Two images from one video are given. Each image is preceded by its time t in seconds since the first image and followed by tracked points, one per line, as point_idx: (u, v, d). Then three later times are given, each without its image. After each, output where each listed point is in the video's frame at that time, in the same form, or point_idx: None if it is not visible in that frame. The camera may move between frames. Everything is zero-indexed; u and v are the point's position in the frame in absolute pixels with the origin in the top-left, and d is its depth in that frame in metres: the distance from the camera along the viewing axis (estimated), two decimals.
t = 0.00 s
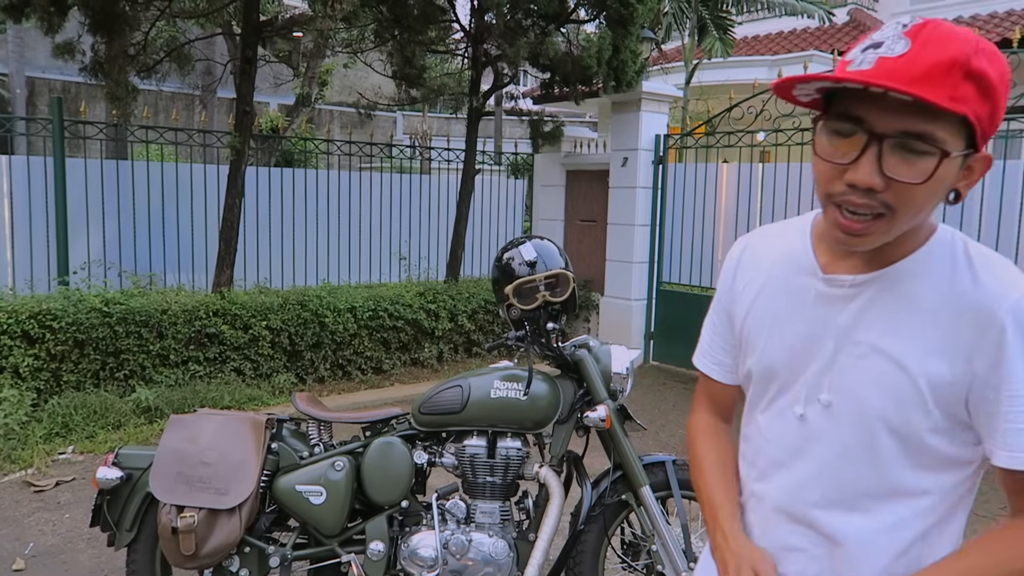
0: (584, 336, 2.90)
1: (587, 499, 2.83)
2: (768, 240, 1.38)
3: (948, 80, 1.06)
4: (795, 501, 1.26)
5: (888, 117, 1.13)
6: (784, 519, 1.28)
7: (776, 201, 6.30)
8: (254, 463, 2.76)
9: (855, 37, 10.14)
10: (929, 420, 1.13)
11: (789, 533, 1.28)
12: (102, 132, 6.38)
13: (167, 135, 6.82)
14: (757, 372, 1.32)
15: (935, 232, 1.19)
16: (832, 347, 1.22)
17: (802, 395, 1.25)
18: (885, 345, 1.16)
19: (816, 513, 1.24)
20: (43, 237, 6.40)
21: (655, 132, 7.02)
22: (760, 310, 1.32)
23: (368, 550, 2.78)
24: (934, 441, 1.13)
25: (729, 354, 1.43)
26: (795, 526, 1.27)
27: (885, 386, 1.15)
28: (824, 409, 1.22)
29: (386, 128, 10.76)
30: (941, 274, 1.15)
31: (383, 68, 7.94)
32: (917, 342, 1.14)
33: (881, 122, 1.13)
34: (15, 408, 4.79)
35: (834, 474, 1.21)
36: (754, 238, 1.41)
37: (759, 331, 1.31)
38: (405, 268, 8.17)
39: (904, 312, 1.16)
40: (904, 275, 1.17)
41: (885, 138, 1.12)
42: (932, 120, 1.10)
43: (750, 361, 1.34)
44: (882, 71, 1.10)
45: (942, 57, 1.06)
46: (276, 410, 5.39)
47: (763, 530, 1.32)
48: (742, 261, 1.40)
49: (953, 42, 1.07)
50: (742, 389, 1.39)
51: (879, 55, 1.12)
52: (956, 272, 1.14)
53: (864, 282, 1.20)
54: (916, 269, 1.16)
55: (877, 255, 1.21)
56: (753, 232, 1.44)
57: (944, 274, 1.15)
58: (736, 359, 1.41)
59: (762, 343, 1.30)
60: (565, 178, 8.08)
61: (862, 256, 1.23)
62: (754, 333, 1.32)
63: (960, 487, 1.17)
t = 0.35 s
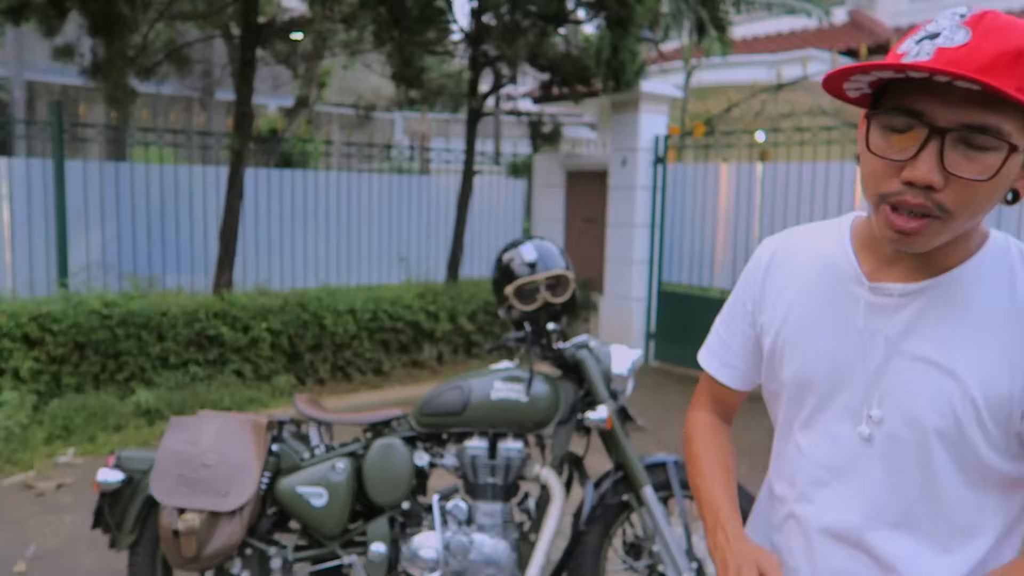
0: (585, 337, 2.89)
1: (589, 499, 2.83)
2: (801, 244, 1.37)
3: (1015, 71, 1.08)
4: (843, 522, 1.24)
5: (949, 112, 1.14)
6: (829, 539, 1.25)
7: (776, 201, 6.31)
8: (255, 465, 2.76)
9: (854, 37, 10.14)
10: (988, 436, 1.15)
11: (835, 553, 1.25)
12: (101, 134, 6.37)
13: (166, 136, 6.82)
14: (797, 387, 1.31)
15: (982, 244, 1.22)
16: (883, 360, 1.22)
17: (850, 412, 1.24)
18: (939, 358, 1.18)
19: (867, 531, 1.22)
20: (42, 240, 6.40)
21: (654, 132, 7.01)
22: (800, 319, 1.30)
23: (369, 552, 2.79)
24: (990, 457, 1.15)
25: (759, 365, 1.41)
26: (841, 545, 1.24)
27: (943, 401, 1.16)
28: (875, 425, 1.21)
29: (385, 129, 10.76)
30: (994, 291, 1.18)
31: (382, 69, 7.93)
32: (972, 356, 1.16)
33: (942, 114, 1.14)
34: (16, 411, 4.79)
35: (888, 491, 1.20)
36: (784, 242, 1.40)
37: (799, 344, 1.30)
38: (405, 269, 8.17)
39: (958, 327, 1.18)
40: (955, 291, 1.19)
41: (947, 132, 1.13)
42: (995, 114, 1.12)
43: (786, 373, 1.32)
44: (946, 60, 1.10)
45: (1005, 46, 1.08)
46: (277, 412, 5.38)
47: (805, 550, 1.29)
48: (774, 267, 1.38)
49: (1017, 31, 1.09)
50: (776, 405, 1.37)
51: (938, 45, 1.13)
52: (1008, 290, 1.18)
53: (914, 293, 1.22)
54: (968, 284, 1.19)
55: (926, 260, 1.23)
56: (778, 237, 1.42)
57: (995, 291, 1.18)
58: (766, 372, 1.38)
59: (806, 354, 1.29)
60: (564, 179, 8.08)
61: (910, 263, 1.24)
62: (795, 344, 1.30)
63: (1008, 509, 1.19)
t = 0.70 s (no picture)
0: (584, 337, 2.90)
1: (588, 499, 2.83)
2: (812, 248, 1.37)
3: None
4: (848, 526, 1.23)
5: (977, 106, 1.13)
6: (832, 543, 1.25)
7: (775, 201, 6.31)
8: (254, 465, 2.76)
9: (852, 37, 10.16)
10: (993, 442, 1.13)
11: (838, 558, 1.24)
12: (100, 134, 6.36)
13: (166, 136, 6.82)
14: (805, 390, 1.30)
15: (995, 247, 1.22)
16: (892, 364, 1.21)
17: (858, 415, 1.24)
18: (949, 362, 1.17)
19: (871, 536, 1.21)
20: (41, 240, 6.39)
21: (653, 133, 7.03)
22: (811, 321, 1.30)
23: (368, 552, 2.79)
24: (998, 464, 1.13)
25: (769, 368, 1.41)
26: (844, 550, 1.23)
27: (949, 405, 1.15)
28: (882, 429, 1.21)
29: (384, 130, 10.76)
30: (1005, 296, 1.17)
31: (381, 69, 7.93)
32: (982, 361, 1.15)
33: (969, 108, 1.13)
34: (14, 412, 4.79)
35: (892, 496, 1.19)
36: (795, 244, 1.41)
37: (810, 346, 1.30)
38: (404, 270, 8.17)
39: (966, 331, 1.17)
40: (966, 295, 1.19)
41: (974, 125, 1.12)
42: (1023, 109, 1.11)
43: (794, 376, 1.32)
44: (979, 49, 1.09)
45: None
46: (276, 412, 5.38)
47: (809, 555, 1.28)
48: (784, 270, 1.39)
49: None
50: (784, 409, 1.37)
51: (968, 35, 1.11)
52: (1019, 294, 1.17)
53: (924, 296, 1.21)
54: (980, 287, 1.19)
55: (941, 263, 1.22)
56: (789, 239, 1.43)
57: (1008, 296, 1.17)
58: (773, 374, 1.38)
59: (814, 357, 1.29)
60: (564, 179, 8.09)
61: (922, 265, 1.24)
62: (803, 346, 1.30)
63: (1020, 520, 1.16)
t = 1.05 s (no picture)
0: (583, 338, 2.90)
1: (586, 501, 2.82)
2: (800, 246, 1.36)
3: None
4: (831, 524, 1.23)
5: (964, 107, 1.13)
6: (815, 542, 1.25)
7: (774, 203, 6.31)
8: (253, 465, 2.76)
9: (851, 39, 10.17)
10: (974, 443, 1.12)
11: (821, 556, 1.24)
12: (99, 134, 6.35)
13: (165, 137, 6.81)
14: (791, 389, 1.30)
15: (983, 246, 1.21)
16: (877, 362, 1.21)
17: (843, 414, 1.23)
18: (933, 363, 1.16)
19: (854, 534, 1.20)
20: (39, 240, 6.39)
21: (652, 134, 7.04)
22: (799, 318, 1.30)
23: (366, 553, 2.78)
24: (980, 464, 1.13)
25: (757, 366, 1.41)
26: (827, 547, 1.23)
27: (932, 405, 1.15)
28: (866, 428, 1.20)
29: (383, 131, 10.77)
30: (991, 295, 1.16)
31: (381, 70, 7.93)
32: (965, 360, 1.14)
33: (957, 108, 1.14)
34: (13, 412, 4.79)
35: (875, 496, 1.19)
36: (783, 240, 1.40)
37: (797, 344, 1.29)
38: (403, 271, 8.17)
39: (951, 331, 1.17)
40: (952, 295, 1.18)
41: (962, 126, 1.13)
42: (1009, 110, 1.12)
43: (780, 374, 1.31)
44: (966, 51, 1.09)
45: (1022, 40, 1.08)
46: (275, 413, 5.38)
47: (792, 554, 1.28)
48: (771, 267, 1.38)
49: None
50: (770, 406, 1.36)
51: (954, 37, 1.12)
52: (1005, 294, 1.16)
53: (909, 296, 1.21)
54: (967, 288, 1.18)
55: (927, 262, 1.22)
56: (777, 235, 1.42)
57: (994, 296, 1.16)
58: (761, 371, 1.38)
59: (801, 356, 1.29)
60: (563, 180, 8.09)
61: (909, 264, 1.24)
62: (789, 344, 1.30)
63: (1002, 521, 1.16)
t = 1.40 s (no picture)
0: (586, 334, 2.90)
1: (589, 496, 2.82)
2: (795, 243, 1.38)
3: (931, 48, 1.09)
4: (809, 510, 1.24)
5: (873, 93, 1.15)
6: (795, 528, 1.26)
7: (778, 199, 6.29)
8: (256, 459, 2.76)
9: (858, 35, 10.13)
10: (947, 433, 1.11)
11: (800, 542, 1.25)
12: (103, 129, 6.35)
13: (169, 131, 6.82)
14: (776, 376, 1.31)
15: (958, 239, 1.18)
16: (853, 350, 1.21)
17: (823, 401, 1.24)
18: (906, 351, 1.15)
19: (829, 522, 1.22)
20: (44, 234, 6.40)
21: (656, 130, 7.02)
22: (782, 309, 1.32)
23: (369, 547, 2.78)
24: (952, 455, 1.12)
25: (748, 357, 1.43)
26: (803, 534, 1.25)
27: (905, 393, 1.14)
28: (843, 415, 1.21)
29: (387, 126, 10.77)
30: (965, 283, 1.14)
31: (385, 66, 7.92)
32: (938, 349, 1.12)
33: (869, 96, 1.15)
34: (16, 405, 4.80)
35: (849, 484, 1.20)
36: (780, 239, 1.42)
37: (778, 334, 1.31)
38: (406, 266, 8.16)
39: (925, 318, 1.15)
40: (926, 284, 1.16)
41: (871, 111, 1.14)
42: (915, 92, 1.11)
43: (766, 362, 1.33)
44: (867, 46, 1.14)
45: (922, 28, 1.10)
46: (278, 408, 5.39)
47: (770, 539, 1.30)
48: (764, 262, 1.40)
49: (941, 15, 1.10)
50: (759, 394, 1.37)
51: (869, 37, 1.17)
52: (980, 282, 1.13)
53: (884, 285, 1.20)
54: (939, 276, 1.16)
55: (898, 252, 1.20)
56: (778, 232, 1.44)
57: (967, 283, 1.13)
58: (751, 363, 1.40)
59: (783, 346, 1.30)
60: (567, 176, 8.08)
61: (884, 254, 1.22)
62: (775, 334, 1.32)
63: (980, 512, 1.14)
